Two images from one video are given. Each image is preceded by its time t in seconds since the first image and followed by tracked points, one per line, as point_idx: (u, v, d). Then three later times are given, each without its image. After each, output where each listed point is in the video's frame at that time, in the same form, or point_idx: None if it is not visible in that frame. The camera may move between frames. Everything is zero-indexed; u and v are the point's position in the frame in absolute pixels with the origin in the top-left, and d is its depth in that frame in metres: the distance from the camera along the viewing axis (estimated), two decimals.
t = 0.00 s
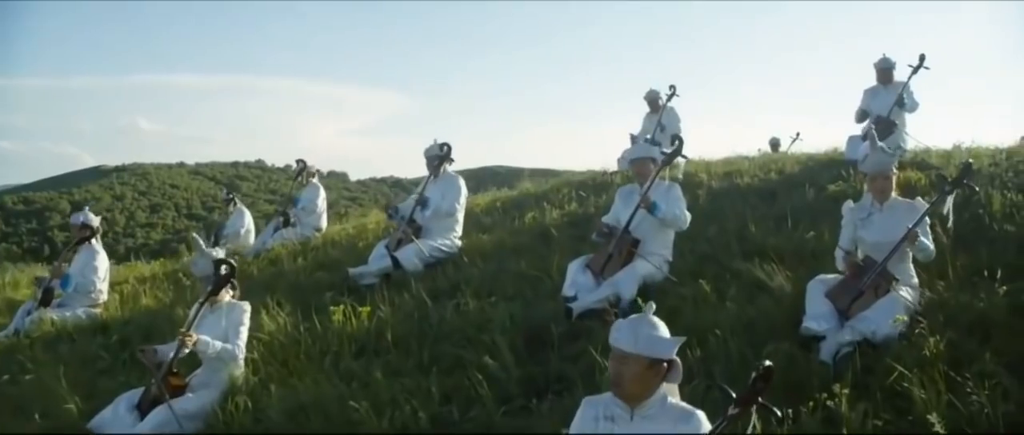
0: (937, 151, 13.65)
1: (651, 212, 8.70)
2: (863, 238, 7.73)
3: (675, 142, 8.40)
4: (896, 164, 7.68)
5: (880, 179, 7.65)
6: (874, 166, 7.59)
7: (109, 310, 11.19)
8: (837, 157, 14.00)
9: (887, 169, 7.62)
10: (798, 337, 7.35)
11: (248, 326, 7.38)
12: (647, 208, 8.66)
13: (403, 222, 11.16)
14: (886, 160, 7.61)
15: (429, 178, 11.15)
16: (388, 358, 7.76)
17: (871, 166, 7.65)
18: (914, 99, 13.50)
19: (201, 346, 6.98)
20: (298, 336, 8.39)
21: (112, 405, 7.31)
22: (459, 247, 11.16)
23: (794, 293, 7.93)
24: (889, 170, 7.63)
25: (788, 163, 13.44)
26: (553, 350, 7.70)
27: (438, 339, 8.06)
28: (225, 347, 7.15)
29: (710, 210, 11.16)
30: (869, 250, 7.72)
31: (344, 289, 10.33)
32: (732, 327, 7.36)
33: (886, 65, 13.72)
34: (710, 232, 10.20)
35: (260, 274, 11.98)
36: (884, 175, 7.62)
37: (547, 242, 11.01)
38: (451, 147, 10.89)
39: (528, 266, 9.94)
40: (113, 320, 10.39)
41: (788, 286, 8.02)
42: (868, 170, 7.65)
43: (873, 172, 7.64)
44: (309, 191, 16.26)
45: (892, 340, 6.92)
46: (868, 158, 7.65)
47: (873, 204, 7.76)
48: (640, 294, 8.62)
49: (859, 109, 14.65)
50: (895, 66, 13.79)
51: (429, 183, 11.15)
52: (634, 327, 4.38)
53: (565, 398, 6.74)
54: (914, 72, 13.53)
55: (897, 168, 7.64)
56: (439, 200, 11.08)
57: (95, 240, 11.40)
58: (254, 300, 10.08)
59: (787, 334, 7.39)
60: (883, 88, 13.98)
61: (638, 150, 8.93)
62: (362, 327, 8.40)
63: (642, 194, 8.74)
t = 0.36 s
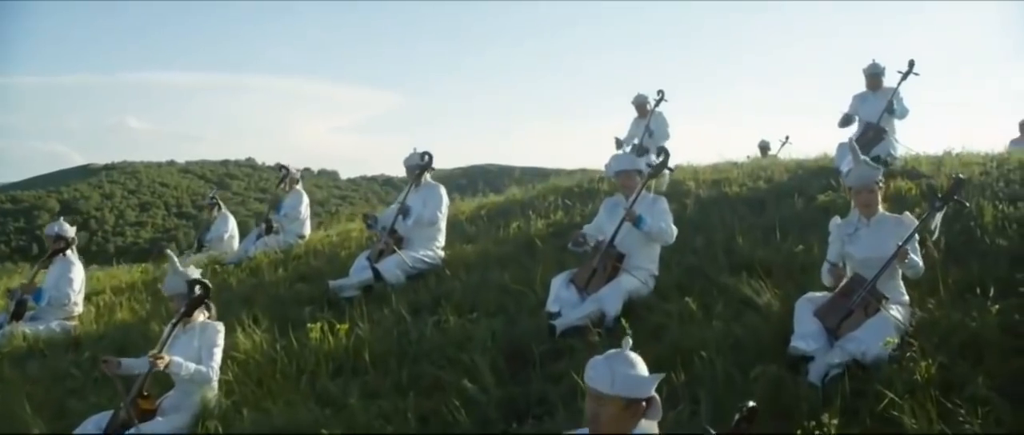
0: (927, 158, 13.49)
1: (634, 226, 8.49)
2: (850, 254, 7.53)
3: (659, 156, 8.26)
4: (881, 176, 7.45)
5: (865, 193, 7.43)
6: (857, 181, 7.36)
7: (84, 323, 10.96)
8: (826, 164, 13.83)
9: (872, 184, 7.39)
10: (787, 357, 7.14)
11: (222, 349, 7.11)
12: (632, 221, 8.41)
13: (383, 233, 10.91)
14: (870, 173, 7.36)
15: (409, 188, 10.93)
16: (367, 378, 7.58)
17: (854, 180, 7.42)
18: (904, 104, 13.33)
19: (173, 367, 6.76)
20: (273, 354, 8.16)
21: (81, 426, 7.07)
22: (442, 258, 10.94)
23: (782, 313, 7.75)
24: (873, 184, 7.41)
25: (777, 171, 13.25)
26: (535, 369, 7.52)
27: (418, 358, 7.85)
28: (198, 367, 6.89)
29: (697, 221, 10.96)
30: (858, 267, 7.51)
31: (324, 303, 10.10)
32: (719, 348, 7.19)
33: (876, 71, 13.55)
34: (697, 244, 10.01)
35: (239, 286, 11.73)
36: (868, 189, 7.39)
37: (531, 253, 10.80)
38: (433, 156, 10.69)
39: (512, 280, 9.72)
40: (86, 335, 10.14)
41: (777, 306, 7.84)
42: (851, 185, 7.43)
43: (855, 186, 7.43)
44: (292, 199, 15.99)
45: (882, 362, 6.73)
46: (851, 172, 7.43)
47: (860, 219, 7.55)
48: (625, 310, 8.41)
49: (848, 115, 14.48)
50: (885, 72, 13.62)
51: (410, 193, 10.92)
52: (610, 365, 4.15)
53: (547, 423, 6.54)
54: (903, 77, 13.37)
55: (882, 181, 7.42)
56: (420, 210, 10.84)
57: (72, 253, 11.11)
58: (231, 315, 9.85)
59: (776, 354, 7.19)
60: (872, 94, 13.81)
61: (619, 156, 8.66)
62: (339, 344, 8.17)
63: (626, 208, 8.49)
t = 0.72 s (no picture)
0: (919, 166, 13.32)
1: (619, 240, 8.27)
2: (840, 271, 7.30)
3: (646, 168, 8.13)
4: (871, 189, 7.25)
5: (855, 207, 7.21)
6: (849, 194, 7.13)
7: (58, 336, 10.69)
8: (817, 171, 13.64)
9: (863, 198, 7.17)
10: (777, 379, 6.94)
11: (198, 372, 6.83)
12: (618, 235, 8.18)
13: (366, 244, 10.69)
14: (861, 187, 7.13)
15: (392, 197, 10.71)
16: (345, 400, 7.36)
17: (844, 194, 7.20)
18: (896, 111, 13.16)
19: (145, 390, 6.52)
20: (249, 372, 7.92)
21: None
22: (426, 269, 10.71)
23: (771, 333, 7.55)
24: (865, 197, 7.19)
25: (767, 180, 13.06)
26: (518, 391, 7.31)
27: (398, 379, 7.63)
28: (172, 390, 6.62)
29: (685, 231, 10.76)
30: (849, 285, 7.26)
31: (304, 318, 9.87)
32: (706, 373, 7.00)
33: (867, 77, 13.36)
34: (685, 257, 9.81)
35: (219, 298, 11.49)
36: (858, 203, 7.17)
37: (516, 266, 10.59)
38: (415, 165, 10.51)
39: (496, 295, 9.50)
40: (60, 350, 9.88)
41: (766, 325, 7.64)
42: (843, 198, 7.20)
43: (846, 200, 7.22)
44: (275, 204, 15.68)
45: (873, 386, 6.57)
46: (842, 185, 7.19)
47: (851, 235, 7.33)
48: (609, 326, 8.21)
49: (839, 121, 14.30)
50: (876, 78, 13.43)
51: (393, 202, 10.68)
52: (586, 407, 4.06)
53: None
54: (895, 84, 13.20)
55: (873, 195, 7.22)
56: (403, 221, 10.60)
57: (47, 264, 10.82)
58: (208, 330, 9.61)
59: (767, 377, 7.00)
60: (863, 100, 13.62)
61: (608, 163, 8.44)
62: (317, 362, 7.94)
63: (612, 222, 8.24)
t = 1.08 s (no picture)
0: (910, 172, 13.16)
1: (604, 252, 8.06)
2: (831, 286, 7.07)
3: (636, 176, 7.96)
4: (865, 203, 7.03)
5: (846, 219, 6.98)
6: (840, 206, 6.91)
7: (32, 348, 10.44)
8: (807, 177, 13.47)
9: (856, 211, 6.95)
10: (765, 399, 6.78)
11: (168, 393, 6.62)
12: (602, 247, 7.97)
13: (348, 253, 10.47)
14: (855, 200, 6.91)
15: (374, 206, 10.48)
16: (323, 420, 7.16)
17: (836, 206, 6.97)
18: (888, 116, 12.99)
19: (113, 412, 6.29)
20: (225, 389, 7.70)
21: None
22: (409, 280, 10.52)
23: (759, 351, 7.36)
24: (857, 210, 6.96)
25: (757, 186, 12.88)
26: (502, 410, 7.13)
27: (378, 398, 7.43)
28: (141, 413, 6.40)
29: (673, 240, 10.57)
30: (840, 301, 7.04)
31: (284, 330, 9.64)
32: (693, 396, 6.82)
33: (859, 80, 13.20)
34: (673, 267, 9.62)
35: (199, 307, 11.25)
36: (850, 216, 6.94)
37: (501, 276, 10.39)
38: (398, 173, 10.32)
39: (480, 308, 9.30)
40: (33, 363, 9.64)
41: (756, 343, 7.46)
42: (834, 210, 6.98)
43: (837, 212, 6.99)
44: (259, 209, 15.45)
45: (864, 407, 6.42)
46: (834, 196, 6.98)
47: (842, 248, 7.09)
48: (596, 341, 8.02)
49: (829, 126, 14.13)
50: (868, 83, 13.27)
51: (375, 211, 10.46)
52: None
53: None
54: (886, 88, 13.04)
55: (867, 209, 6.99)
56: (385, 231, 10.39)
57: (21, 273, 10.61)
58: (185, 344, 9.37)
59: (755, 397, 6.85)
60: (854, 105, 13.45)
61: (590, 166, 8.63)
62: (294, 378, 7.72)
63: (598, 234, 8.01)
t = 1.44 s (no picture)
0: (896, 180, 13.02)
1: (585, 269, 7.85)
2: (816, 305, 6.88)
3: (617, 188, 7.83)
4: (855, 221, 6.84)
5: (834, 237, 6.78)
6: (828, 222, 6.73)
7: None
8: (793, 185, 13.31)
9: (843, 228, 6.76)
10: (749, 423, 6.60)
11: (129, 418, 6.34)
12: (583, 262, 7.74)
13: (324, 265, 10.17)
14: (843, 217, 6.73)
15: (351, 217, 10.20)
16: None
17: (824, 222, 6.78)
18: (876, 123, 12.85)
19: None
20: (193, 412, 7.43)
21: None
22: (387, 292, 10.23)
23: (744, 376, 7.16)
24: (846, 228, 6.77)
25: (743, 194, 12.70)
26: None
27: (352, 423, 7.18)
28: None
29: (657, 252, 10.37)
30: (825, 320, 6.84)
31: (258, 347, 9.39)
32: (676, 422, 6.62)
33: (845, 86, 13.04)
34: (656, 281, 9.43)
35: (173, 319, 10.96)
36: (837, 232, 6.75)
37: (482, 289, 10.17)
38: (375, 183, 10.06)
39: (460, 325, 9.08)
40: None
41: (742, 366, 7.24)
42: (822, 225, 6.79)
43: (824, 229, 6.80)
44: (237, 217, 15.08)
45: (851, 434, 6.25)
46: (822, 212, 6.81)
47: (829, 266, 6.90)
48: (576, 359, 7.81)
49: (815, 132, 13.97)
50: (855, 89, 13.11)
51: (352, 222, 10.18)
52: None
53: None
54: (872, 95, 12.90)
55: (856, 227, 6.80)
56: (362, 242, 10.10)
57: None
58: (155, 363, 9.08)
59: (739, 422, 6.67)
60: (840, 111, 13.29)
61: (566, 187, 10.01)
62: (266, 400, 7.46)
63: (579, 250, 7.80)
